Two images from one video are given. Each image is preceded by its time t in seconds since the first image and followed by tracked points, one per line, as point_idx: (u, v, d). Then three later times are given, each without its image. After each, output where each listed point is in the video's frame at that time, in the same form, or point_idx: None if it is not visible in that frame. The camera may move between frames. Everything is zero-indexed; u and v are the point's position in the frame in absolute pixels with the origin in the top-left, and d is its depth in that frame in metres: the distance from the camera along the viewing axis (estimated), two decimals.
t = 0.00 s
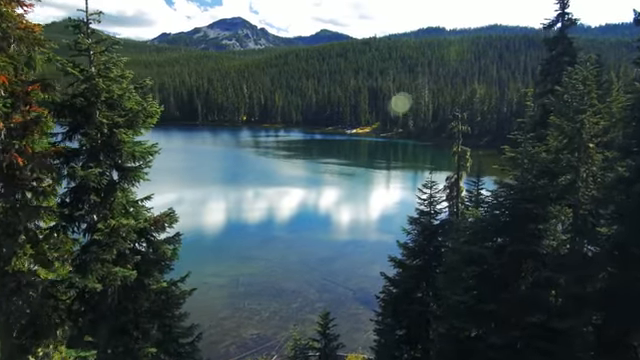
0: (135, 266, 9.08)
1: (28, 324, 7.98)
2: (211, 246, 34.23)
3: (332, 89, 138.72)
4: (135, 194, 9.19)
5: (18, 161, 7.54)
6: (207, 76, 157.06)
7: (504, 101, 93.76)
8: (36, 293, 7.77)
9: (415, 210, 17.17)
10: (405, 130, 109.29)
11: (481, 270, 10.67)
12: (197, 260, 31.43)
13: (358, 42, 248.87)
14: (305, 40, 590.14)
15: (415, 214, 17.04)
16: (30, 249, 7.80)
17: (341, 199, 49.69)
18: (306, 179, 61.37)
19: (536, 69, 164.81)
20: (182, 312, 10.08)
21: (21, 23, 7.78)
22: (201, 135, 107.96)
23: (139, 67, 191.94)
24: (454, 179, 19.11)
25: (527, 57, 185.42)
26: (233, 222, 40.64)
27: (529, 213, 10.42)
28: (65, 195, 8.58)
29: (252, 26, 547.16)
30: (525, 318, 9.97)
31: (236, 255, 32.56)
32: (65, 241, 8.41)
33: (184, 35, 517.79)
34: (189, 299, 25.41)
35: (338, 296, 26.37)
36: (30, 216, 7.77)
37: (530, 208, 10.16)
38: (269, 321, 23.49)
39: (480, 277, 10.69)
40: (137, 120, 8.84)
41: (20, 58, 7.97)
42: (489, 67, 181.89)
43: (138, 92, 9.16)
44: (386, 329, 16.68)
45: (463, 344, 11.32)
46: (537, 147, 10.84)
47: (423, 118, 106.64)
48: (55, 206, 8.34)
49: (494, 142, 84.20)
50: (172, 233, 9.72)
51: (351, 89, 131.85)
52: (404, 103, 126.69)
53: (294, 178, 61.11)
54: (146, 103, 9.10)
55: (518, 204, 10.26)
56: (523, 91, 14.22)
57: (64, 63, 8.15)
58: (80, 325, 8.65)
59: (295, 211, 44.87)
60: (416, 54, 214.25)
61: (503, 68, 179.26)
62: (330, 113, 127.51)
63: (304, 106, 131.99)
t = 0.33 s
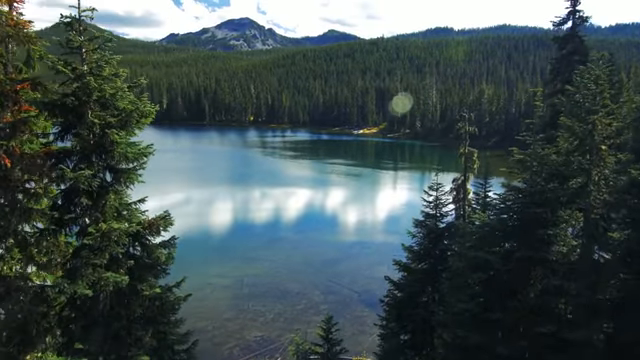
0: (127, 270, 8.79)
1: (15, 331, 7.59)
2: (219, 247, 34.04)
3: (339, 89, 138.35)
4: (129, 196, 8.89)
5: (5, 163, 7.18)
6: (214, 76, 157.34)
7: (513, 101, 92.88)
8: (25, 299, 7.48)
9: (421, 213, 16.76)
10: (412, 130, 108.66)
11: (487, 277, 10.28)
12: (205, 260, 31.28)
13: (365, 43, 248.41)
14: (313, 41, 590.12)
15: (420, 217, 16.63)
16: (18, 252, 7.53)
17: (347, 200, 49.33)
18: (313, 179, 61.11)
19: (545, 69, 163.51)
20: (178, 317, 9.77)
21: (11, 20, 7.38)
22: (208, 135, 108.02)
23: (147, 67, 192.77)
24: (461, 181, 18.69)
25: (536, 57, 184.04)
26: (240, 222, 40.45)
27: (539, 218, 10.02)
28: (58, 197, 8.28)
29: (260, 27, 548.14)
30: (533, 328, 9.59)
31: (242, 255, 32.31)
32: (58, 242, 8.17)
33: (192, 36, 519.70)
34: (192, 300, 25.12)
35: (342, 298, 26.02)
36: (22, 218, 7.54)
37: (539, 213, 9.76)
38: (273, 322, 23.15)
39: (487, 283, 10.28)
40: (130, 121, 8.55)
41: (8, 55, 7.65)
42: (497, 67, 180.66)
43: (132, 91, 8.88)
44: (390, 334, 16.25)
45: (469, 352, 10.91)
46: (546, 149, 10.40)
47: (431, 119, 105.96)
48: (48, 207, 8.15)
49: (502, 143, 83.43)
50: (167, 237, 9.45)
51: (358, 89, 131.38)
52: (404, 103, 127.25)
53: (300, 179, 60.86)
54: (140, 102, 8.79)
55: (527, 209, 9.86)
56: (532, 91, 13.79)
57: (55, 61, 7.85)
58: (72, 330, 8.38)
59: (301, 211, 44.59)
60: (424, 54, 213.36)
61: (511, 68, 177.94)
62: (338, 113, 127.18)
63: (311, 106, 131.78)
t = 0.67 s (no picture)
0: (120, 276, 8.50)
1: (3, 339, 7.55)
2: (226, 246, 33.87)
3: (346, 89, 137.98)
4: (123, 199, 8.60)
5: None
6: (221, 76, 157.46)
7: (521, 102, 92.22)
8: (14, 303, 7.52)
9: (426, 216, 16.41)
10: (419, 131, 108.04)
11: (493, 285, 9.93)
12: (211, 259, 31.13)
13: (372, 43, 247.97)
14: (319, 41, 590.50)
15: (425, 220, 16.27)
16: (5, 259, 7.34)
17: (354, 200, 49.00)
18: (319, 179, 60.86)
19: (553, 69, 162.23)
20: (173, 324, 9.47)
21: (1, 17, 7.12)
22: (214, 135, 108.05)
23: (154, 67, 193.24)
24: (467, 183, 18.34)
25: (544, 57, 182.78)
26: (246, 222, 40.22)
27: (548, 224, 9.59)
28: (49, 199, 7.95)
29: (267, 27, 548.91)
30: (541, 339, 9.20)
31: (247, 255, 32.06)
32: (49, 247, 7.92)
33: (200, 36, 521.49)
34: (195, 301, 24.86)
35: (347, 300, 25.64)
36: (11, 221, 7.33)
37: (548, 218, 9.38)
38: (277, 324, 22.81)
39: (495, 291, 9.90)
40: (124, 121, 8.21)
41: None
42: (505, 67, 179.67)
43: (126, 91, 8.60)
44: (394, 340, 15.84)
45: None
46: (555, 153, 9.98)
47: (438, 119, 105.39)
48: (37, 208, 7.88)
49: (510, 144, 82.70)
50: (162, 241, 9.18)
51: (365, 89, 130.95)
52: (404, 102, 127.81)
53: (307, 179, 60.62)
54: (134, 102, 8.49)
55: (536, 214, 9.50)
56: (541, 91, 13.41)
57: (45, 60, 7.62)
58: (61, 339, 8.07)
59: (308, 212, 44.31)
60: (431, 54, 212.59)
61: (519, 68, 176.77)
62: (344, 114, 126.84)
63: (318, 106, 131.60)
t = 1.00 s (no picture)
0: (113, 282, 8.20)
1: None
2: (231, 247, 33.58)
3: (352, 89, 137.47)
4: (117, 203, 8.29)
5: None
6: (228, 76, 157.57)
7: (529, 102, 91.36)
8: None
9: (432, 219, 16.02)
10: (426, 131, 107.37)
11: (502, 293, 9.52)
12: (217, 260, 30.90)
13: (379, 43, 247.24)
14: (326, 41, 590.03)
15: (431, 224, 15.87)
16: None
17: (360, 201, 48.61)
18: (325, 180, 60.51)
19: (561, 69, 160.75)
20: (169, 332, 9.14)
21: None
22: (221, 135, 108.09)
23: (161, 67, 193.82)
24: (475, 185, 17.95)
25: (553, 58, 181.26)
26: (251, 222, 39.97)
27: (560, 230, 9.18)
28: (39, 203, 7.63)
29: (274, 27, 549.50)
30: (553, 351, 8.78)
31: (252, 257, 31.75)
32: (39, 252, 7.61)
33: (207, 36, 522.55)
34: (199, 303, 24.57)
35: (352, 303, 25.26)
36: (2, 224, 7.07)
37: (559, 224, 8.97)
38: (281, 327, 22.48)
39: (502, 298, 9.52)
40: (116, 123, 7.91)
41: None
42: (513, 68, 178.34)
43: (120, 91, 8.31)
44: (399, 347, 15.39)
45: None
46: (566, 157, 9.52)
47: (445, 120, 104.68)
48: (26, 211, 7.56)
49: (518, 145, 81.92)
50: (157, 247, 8.87)
51: (372, 89, 130.45)
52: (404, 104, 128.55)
53: (313, 179, 60.30)
54: (127, 102, 8.18)
55: (546, 221, 9.08)
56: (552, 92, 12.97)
57: (34, 59, 7.29)
58: (50, 348, 7.76)
59: (313, 212, 43.98)
60: (438, 54, 211.57)
61: (527, 69, 175.47)
62: (350, 114, 126.35)
63: (324, 106, 131.31)
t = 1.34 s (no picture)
0: (106, 289, 7.91)
1: None
2: (236, 247, 33.32)
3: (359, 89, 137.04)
4: (111, 206, 8.03)
5: None
6: (234, 77, 157.69)
7: (537, 103, 90.60)
8: None
9: (439, 222, 15.65)
10: (432, 132, 106.75)
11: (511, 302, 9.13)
12: (222, 260, 30.67)
13: (386, 43, 246.72)
14: (333, 41, 590.10)
15: (438, 227, 15.50)
16: None
17: (366, 202, 48.21)
18: (331, 180, 60.21)
19: (570, 69, 159.23)
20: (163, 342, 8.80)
21: None
22: (227, 135, 108.07)
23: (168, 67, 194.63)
24: (482, 188, 17.63)
25: (561, 58, 179.76)
26: (257, 222, 39.71)
27: (572, 237, 8.74)
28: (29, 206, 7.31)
29: (281, 27, 549.94)
30: None
31: (257, 257, 31.45)
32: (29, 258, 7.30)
33: (214, 36, 523.96)
34: (204, 304, 24.29)
35: (357, 305, 24.84)
36: None
37: (571, 229, 8.58)
38: (285, 329, 22.13)
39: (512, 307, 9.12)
40: (108, 124, 7.60)
41: None
42: (521, 68, 177.11)
43: (114, 91, 8.01)
44: (404, 352, 14.97)
45: None
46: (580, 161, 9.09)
47: (452, 121, 104.02)
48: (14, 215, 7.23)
49: (525, 146, 81.14)
50: (153, 253, 8.60)
51: (378, 89, 129.99)
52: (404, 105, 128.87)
53: (318, 179, 59.99)
54: (121, 102, 7.87)
55: (558, 226, 8.70)
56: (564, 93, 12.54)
57: (24, 57, 7.00)
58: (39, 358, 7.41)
59: (319, 212, 43.63)
60: (445, 54, 210.74)
61: (535, 69, 174.19)
62: (357, 114, 125.97)
63: (330, 106, 131.08)
